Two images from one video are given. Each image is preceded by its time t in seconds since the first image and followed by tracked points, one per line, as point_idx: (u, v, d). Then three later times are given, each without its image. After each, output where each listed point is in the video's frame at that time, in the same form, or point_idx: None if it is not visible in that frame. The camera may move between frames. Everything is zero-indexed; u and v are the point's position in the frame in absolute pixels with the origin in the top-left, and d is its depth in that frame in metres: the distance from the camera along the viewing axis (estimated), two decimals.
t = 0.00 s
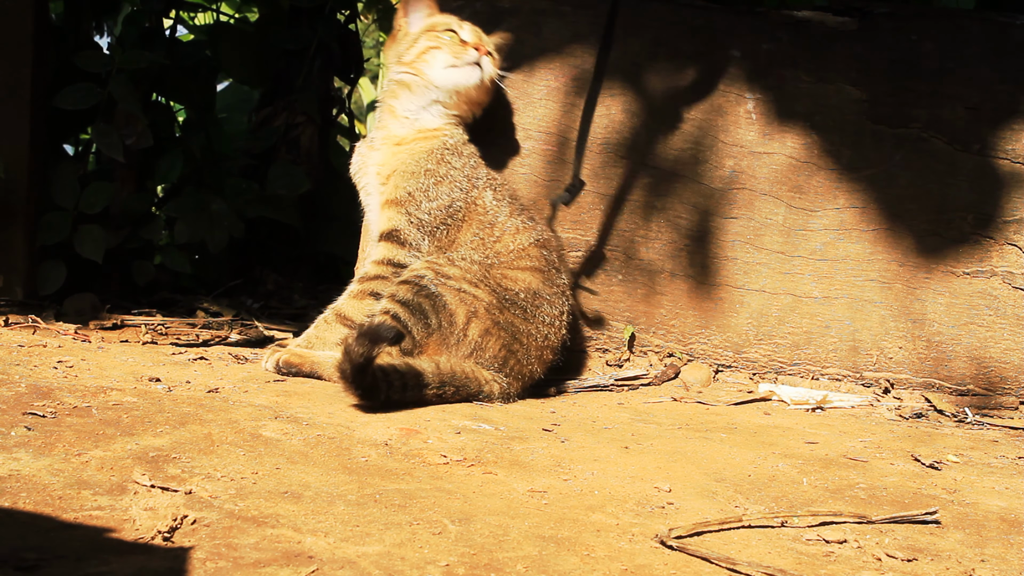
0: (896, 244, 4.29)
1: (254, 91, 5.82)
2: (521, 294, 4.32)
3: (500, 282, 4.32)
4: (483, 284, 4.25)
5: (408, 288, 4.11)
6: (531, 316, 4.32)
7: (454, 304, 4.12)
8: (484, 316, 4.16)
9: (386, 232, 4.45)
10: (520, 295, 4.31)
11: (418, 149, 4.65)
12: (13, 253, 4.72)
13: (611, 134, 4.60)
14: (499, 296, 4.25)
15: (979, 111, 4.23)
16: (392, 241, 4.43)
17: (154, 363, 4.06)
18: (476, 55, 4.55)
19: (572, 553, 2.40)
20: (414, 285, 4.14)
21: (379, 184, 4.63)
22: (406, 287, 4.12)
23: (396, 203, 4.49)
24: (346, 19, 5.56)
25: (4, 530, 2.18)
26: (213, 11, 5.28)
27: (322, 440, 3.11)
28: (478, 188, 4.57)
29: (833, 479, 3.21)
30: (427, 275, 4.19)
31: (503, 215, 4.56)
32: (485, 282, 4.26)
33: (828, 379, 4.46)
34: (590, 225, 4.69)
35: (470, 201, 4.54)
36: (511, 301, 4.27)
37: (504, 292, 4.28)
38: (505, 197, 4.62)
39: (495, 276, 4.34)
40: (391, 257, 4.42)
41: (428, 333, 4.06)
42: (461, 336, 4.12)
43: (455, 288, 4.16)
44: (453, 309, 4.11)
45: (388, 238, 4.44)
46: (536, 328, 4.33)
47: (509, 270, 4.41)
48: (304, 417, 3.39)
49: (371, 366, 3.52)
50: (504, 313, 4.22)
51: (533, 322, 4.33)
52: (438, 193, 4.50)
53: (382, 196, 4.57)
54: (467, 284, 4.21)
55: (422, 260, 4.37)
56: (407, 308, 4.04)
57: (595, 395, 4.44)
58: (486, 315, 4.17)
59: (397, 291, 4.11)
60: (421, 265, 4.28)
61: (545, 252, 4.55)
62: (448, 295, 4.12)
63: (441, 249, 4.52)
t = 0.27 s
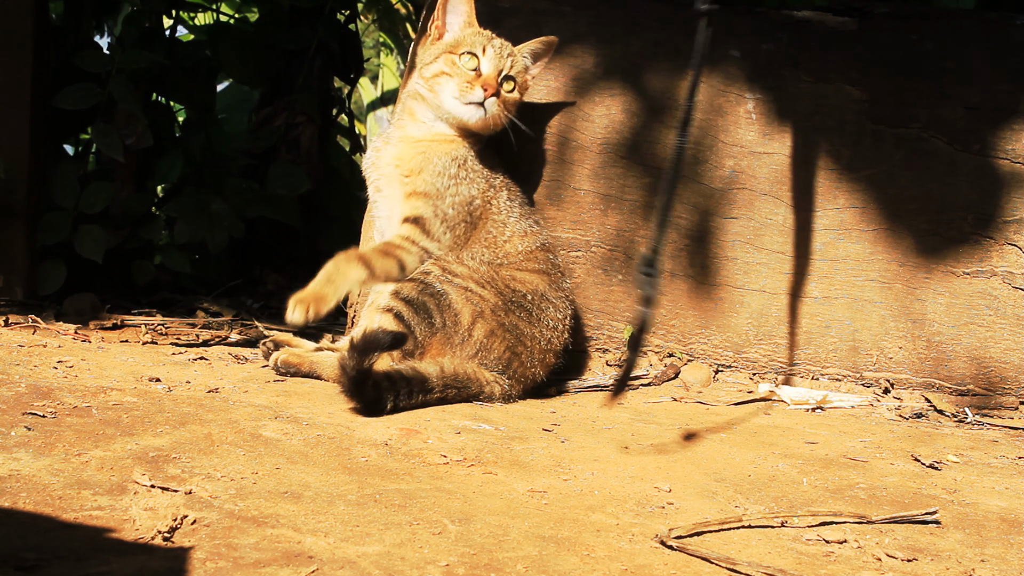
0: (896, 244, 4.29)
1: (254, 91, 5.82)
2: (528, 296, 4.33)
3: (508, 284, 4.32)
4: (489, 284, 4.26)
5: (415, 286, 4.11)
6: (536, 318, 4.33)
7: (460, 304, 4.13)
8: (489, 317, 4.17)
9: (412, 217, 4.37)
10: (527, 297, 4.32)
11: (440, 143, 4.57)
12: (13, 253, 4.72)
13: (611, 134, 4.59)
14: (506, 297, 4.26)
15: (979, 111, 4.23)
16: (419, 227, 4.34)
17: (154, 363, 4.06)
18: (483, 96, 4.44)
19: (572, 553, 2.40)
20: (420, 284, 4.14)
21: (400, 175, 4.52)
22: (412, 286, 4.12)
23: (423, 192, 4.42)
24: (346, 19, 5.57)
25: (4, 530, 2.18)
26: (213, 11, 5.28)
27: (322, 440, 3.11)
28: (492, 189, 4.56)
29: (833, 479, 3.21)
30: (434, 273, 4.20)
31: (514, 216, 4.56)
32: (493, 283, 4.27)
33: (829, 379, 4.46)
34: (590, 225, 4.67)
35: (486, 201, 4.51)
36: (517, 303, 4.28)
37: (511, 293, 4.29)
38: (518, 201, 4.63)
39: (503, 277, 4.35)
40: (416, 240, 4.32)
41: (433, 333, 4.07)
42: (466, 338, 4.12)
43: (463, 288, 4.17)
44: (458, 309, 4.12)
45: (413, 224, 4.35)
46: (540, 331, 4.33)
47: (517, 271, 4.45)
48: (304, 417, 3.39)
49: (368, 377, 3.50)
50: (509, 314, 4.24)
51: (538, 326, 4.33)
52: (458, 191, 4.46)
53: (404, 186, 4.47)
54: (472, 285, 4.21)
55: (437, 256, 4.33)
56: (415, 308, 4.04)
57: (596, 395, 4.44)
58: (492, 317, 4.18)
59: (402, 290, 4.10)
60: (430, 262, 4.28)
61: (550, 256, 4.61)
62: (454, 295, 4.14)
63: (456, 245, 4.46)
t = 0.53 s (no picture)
0: (896, 244, 4.28)
1: (254, 91, 5.81)
2: (525, 295, 4.35)
3: (504, 284, 4.35)
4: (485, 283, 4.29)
5: (412, 284, 4.20)
6: (535, 317, 4.33)
7: (458, 302, 4.17)
8: (485, 316, 4.18)
9: (394, 236, 4.56)
10: (524, 296, 4.34)
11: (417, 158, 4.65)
12: (13, 253, 4.72)
13: (611, 134, 4.58)
14: (502, 297, 4.28)
15: (979, 111, 4.23)
16: (402, 245, 4.53)
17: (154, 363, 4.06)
18: (427, 137, 4.43)
19: (572, 553, 2.40)
20: (416, 283, 4.22)
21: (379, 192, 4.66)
22: (410, 286, 4.20)
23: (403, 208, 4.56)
24: (347, 19, 5.61)
25: (4, 530, 2.18)
26: (214, 11, 5.28)
27: (322, 440, 3.11)
28: (483, 189, 4.60)
29: (833, 479, 3.21)
30: (430, 273, 4.28)
31: (509, 216, 4.59)
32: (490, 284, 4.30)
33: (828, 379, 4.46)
34: (589, 225, 4.66)
35: (475, 202, 4.58)
36: (515, 302, 4.29)
37: (507, 293, 4.31)
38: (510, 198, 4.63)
39: (499, 278, 4.38)
40: (401, 258, 4.51)
41: (430, 332, 4.12)
42: (463, 337, 4.13)
43: (459, 288, 4.22)
44: (455, 309, 4.15)
45: (395, 242, 4.54)
46: (538, 330, 4.32)
47: (513, 271, 4.47)
48: (304, 417, 3.39)
49: (368, 385, 3.49)
50: (507, 314, 4.24)
51: (536, 325, 4.33)
52: (443, 200, 4.57)
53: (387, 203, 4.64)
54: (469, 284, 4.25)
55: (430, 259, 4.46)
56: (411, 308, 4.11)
57: (595, 395, 4.44)
58: (489, 316, 4.19)
59: (400, 290, 4.18)
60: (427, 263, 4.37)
61: (547, 254, 4.60)
62: (451, 295, 4.18)
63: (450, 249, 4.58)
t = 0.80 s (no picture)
0: (896, 244, 4.28)
1: (254, 91, 5.81)
2: (524, 295, 4.34)
3: (502, 284, 4.34)
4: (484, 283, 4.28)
5: (410, 288, 4.20)
6: (534, 317, 4.33)
7: (457, 302, 4.16)
8: (484, 316, 4.17)
9: (387, 244, 4.59)
10: (523, 296, 4.33)
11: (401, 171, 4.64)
12: (13, 253, 4.72)
13: (611, 134, 4.58)
14: (501, 297, 4.26)
15: (979, 111, 4.22)
16: (395, 251, 4.56)
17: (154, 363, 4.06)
18: (400, 164, 4.44)
19: (572, 553, 2.40)
20: (415, 284, 4.22)
21: (367, 202, 4.67)
22: (408, 286, 4.21)
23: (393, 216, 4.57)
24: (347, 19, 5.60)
25: (5, 530, 2.18)
26: (214, 11, 5.28)
27: (322, 440, 3.11)
28: (474, 192, 4.63)
29: (833, 479, 3.21)
30: (429, 273, 4.27)
31: (505, 217, 4.60)
32: (489, 283, 4.29)
33: (828, 379, 4.46)
34: (589, 225, 4.66)
35: (467, 207, 4.61)
36: (514, 303, 4.28)
37: (506, 294, 4.29)
38: (504, 196, 4.65)
39: (497, 277, 4.36)
40: (395, 265, 4.56)
41: (430, 332, 4.12)
42: (462, 336, 4.13)
43: (457, 287, 4.21)
44: (454, 308, 4.14)
45: (388, 249, 4.58)
46: (537, 329, 4.32)
47: (511, 272, 4.45)
48: (304, 417, 3.39)
49: (364, 391, 3.49)
50: (505, 313, 4.23)
51: (535, 324, 4.32)
52: (434, 206, 4.59)
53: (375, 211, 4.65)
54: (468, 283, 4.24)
55: (431, 258, 4.42)
56: (410, 309, 4.12)
57: (595, 395, 4.44)
58: (488, 315, 4.18)
59: (398, 290, 4.20)
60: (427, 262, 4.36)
61: (546, 254, 4.61)
62: (449, 295, 4.18)
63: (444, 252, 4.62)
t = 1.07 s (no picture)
0: (896, 244, 4.29)
1: (255, 91, 5.82)
2: (522, 293, 4.34)
3: (501, 282, 4.33)
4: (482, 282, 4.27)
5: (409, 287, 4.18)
6: (532, 317, 4.32)
7: (456, 302, 4.15)
8: (482, 316, 4.17)
9: (382, 244, 4.60)
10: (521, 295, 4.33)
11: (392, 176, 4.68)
12: (13, 253, 4.72)
13: (611, 134, 4.59)
14: (499, 296, 4.26)
15: (980, 111, 4.22)
16: (391, 251, 4.57)
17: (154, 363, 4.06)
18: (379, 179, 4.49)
19: (572, 553, 2.40)
20: (414, 284, 4.21)
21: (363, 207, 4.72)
22: (406, 286, 4.19)
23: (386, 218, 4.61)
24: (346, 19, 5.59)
25: (5, 530, 2.18)
26: (213, 11, 5.28)
27: (322, 440, 3.11)
28: (467, 188, 4.64)
29: (833, 479, 3.21)
30: (427, 274, 4.26)
31: (501, 213, 4.60)
32: (488, 284, 4.28)
33: (828, 379, 4.47)
34: (590, 224, 4.68)
35: (460, 203, 4.62)
36: (512, 303, 4.27)
37: (504, 293, 4.29)
38: (499, 192, 4.65)
39: (495, 276, 4.35)
40: (392, 264, 4.56)
41: (427, 333, 4.10)
42: (461, 337, 4.13)
43: (455, 287, 4.20)
44: (453, 309, 4.13)
45: (384, 249, 4.59)
46: (536, 328, 4.32)
47: (509, 269, 4.44)
48: (304, 417, 3.39)
49: (362, 393, 3.49)
50: (504, 313, 4.23)
51: (535, 323, 4.33)
52: (426, 205, 4.61)
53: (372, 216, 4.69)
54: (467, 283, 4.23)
55: (429, 259, 4.39)
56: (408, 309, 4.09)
57: (595, 395, 4.44)
58: (487, 316, 4.18)
59: (396, 291, 4.17)
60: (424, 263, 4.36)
61: (546, 252, 4.60)
62: (448, 295, 4.16)
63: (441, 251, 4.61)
